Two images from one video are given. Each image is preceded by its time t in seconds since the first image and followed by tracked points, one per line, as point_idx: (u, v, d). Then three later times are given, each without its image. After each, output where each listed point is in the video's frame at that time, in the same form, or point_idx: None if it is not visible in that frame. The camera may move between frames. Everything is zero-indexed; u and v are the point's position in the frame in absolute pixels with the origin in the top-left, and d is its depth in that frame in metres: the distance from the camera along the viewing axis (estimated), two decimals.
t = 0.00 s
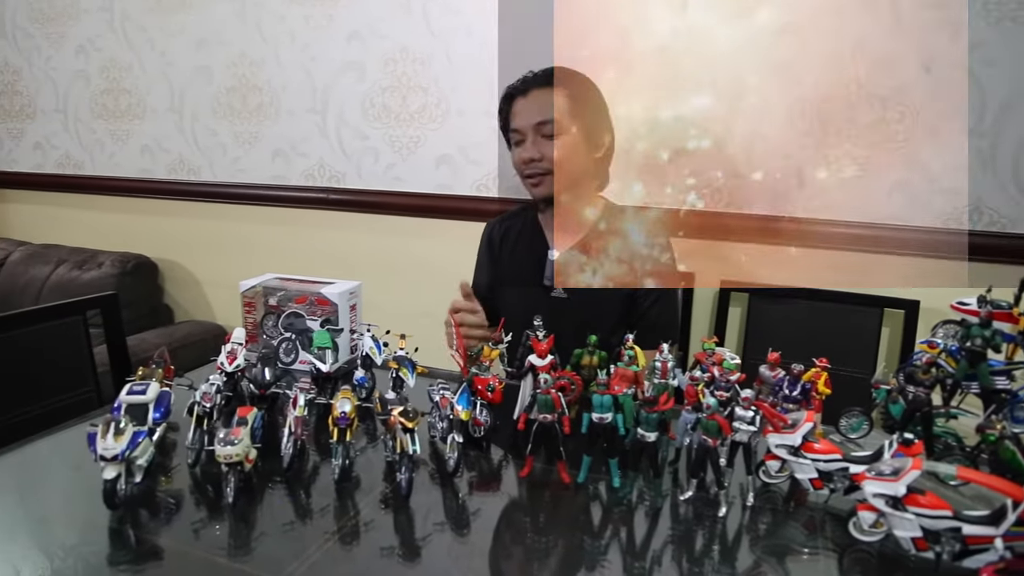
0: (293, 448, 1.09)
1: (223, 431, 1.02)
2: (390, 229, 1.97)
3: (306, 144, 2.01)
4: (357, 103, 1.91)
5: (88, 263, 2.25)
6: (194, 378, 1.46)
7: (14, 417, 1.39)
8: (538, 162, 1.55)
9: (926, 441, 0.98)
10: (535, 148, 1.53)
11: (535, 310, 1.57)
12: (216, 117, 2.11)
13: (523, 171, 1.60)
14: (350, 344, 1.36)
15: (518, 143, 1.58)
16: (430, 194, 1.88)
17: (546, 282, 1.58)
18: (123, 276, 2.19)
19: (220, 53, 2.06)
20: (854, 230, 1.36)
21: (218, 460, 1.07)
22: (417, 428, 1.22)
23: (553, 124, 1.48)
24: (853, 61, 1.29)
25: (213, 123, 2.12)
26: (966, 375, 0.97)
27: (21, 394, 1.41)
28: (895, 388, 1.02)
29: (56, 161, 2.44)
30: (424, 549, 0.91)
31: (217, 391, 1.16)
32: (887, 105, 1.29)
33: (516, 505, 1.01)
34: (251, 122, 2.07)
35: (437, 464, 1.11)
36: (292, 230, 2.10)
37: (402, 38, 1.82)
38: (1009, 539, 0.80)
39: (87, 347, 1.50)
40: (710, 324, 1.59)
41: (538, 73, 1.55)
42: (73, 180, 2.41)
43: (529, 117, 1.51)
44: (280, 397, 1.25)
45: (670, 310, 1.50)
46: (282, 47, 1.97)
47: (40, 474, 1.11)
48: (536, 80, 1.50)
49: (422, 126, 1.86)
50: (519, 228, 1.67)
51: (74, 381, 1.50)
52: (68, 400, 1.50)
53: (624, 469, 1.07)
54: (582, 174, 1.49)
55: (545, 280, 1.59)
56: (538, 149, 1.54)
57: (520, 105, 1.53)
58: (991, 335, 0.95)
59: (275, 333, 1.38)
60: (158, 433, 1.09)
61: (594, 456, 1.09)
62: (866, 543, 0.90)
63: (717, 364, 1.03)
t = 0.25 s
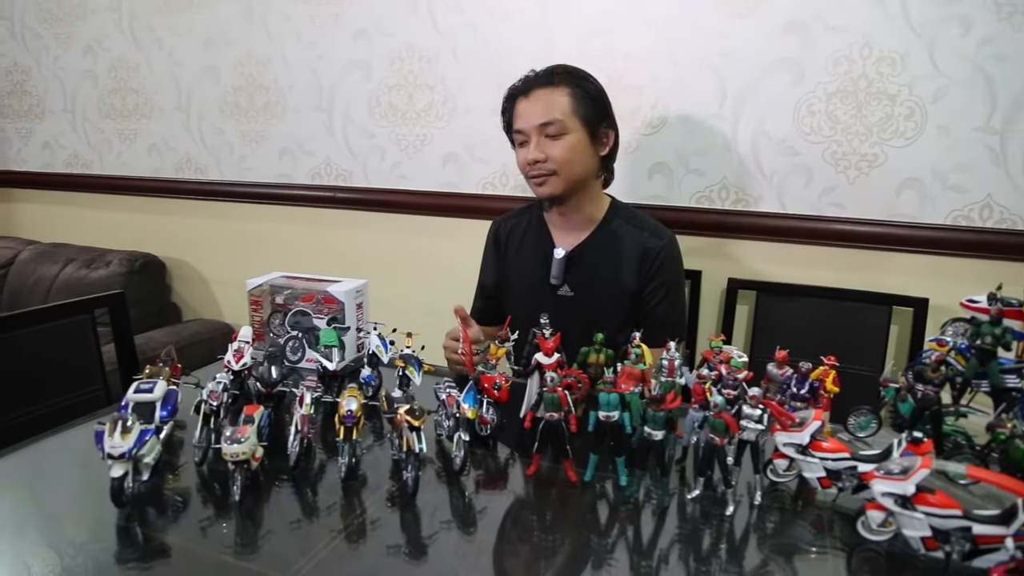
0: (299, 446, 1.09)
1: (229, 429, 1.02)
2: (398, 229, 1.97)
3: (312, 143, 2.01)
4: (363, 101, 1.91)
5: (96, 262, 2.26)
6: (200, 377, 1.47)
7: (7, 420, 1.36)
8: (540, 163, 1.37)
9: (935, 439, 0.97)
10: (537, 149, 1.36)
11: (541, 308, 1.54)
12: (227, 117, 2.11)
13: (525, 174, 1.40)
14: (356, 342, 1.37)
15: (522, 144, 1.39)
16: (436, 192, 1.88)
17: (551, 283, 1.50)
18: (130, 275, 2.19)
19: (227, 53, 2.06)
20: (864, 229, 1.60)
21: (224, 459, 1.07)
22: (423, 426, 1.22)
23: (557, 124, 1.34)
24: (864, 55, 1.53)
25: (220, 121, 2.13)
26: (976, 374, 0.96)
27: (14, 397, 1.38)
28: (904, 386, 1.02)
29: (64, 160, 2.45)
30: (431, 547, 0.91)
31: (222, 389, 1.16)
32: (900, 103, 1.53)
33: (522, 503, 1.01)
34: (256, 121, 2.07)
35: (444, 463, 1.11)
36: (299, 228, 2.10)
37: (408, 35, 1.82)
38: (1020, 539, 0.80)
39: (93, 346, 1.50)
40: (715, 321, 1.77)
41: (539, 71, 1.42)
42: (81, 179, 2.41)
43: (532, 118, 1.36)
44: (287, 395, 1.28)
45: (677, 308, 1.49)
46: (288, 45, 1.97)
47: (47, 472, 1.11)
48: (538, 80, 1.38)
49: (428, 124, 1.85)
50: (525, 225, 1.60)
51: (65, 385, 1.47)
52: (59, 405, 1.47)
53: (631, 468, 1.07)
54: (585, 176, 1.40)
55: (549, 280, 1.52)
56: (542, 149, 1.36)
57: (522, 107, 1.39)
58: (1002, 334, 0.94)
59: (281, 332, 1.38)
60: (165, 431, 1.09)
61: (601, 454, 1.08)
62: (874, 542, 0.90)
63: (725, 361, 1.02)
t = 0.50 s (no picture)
0: (305, 444, 1.09)
1: (235, 428, 1.02)
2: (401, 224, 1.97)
3: (319, 141, 2.01)
4: (370, 100, 1.91)
5: (104, 260, 2.27)
6: (206, 375, 1.47)
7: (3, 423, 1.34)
8: (544, 164, 1.36)
9: (945, 438, 0.96)
10: (541, 149, 1.35)
11: (548, 305, 1.54)
12: (232, 115, 2.11)
13: (529, 174, 1.40)
14: (362, 341, 1.37)
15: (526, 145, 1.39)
16: (443, 190, 1.88)
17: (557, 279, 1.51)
18: (138, 273, 2.20)
19: (234, 51, 2.06)
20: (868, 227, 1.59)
21: (230, 457, 1.07)
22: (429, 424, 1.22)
23: (561, 125, 1.33)
24: (871, 51, 1.52)
25: (227, 120, 2.13)
26: (986, 371, 0.95)
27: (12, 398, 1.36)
28: (912, 385, 1.00)
29: (72, 159, 2.46)
30: (438, 546, 0.91)
31: (230, 387, 1.17)
32: (907, 99, 1.52)
33: (529, 502, 1.00)
34: (262, 119, 2.08)
35: (450, 461, 1.11)
36: (306, 226, 2.11)
37: (415, 34, 1.82)
38: None
39: (100, 344, 1.50)
40: (723, 320, 1.77)
41: (543, 70, 1.41)
42: (89, 178, 2.42)
43: (535, 118, 1.35)
44: (294, 394, 1.25)
45: (684, 305, 1.48)
46: (295, 44, 1.97)
47: (54, 469, 1.11)
48: (542, 79, 1.37)
49: (435, 122, 1.85)
50: (531, 222, 1.60)
51: (67, 386, 1.46)
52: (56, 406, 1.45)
53: (637, 466, 1.06)
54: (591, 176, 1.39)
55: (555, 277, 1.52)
56: (546, 149, 1.35)
57: (525, 106, 1.38)
58: (1013, 332, 0.92)
59: (287, 330, 1.39)
60: (171, 429, 1.09)
61: (607, 453, 1.08)
62: (883, 542, 0.89)
63: (732, 360, 1.02)
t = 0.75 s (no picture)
0: (312, 443, 1.09)
1: (242, 427, 1.03)
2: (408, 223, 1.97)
3: (325, 140, 2.01)
4: (376, 98, 1.91)
5: (111, 260, 2.27)
6: (214, 373, 1.47)
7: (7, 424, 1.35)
8: (550, 163, 1.36)
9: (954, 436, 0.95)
10: (547, 148, 1.35)
11: (554, 304, 1.54)
12: (239, 114, 2.12)
13: (535, 173, 1.40)
14: (369, 339, 1.37)
15: (532, 143, 1.39)
16: (449, 188, 1.88)
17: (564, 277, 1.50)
18: (145, 272, 2.20)
19: (241, 51, 2.07)
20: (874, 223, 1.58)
21: (238, 456, 1.07)
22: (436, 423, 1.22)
23: (568, 124, 1.33)
24: (879, 47, 1.51)
25: (234, 119, 2.14)
26: (996, 368, 0.94)
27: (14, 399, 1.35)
28: (921, 382, 0.99)
29: (80, 159, 2.47)
30: (444, 544, 0.91)
31: (236, 386, 1.17)
32: (915, 94, 1.51)
33: (536, 500, 1.00)
34: (269, 118, 2.08)
35: (457, 459, 1.11)
36: (313, 225, 2.11)
37: (421, 32, 1.82)
38: None
39: (106, 344, 1.51)
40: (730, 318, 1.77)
41: (548, 68, 1.40)
42: (97, 178, 2.43)
43: (541, 116, 1.35)
44: (300, 392, 1.26)
45: (691, 302, 1.48)
46: (301, 43, 1.97)
47: (63, 468, 1.12)
48: (547, 77, 1.37)
49: (441, 121, 1.85)
50: (538, 221, 1.60)
51: (75, 385, 1.47)
52: (58, 409, 1.44)
53: (645, 465, 1.06)
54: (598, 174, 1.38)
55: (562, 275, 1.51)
56: (552, 148, 1.35)
57: (531, 104, 1.38)
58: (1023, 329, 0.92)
59: (294, 328, 1.39)
60: (179, 428, 1.09)
61: (614, 451, 1.08)
62: (892, 540, 0.89)
63: (739, 357, 1.01)
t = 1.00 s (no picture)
0: (311, 442, 1.09)
1: (240, 425, 1.03)
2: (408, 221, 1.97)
3: (326, 138, 2.01)
4: (377, 97, 1.91)
5: (111, 257, 2.27)
6: (213, 372, 1.47)
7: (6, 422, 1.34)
8: (552, 162, 1.36)
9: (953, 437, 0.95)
10: (549, 147, 1.35)
11: (554, 303, 1.54)
12: (240, 112, 2.12)
13: (537, 172, 1.40)
14: (369, 338, 1.37)
15: (533, 143, 1.38)
16: (449, 187, 1.88)
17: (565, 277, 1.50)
18: (145, 270, 2.20)
19: (241, 49, 2.07)
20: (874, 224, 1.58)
21: (236, 454, 1.07)
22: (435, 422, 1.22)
23: (570, 122, 1.33)
24: (880, 48, 1.51)
25: (234, 117, 2.13)
26: (995, 369, 0.94)
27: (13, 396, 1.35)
28: (919, 382, 0.99)
29: (80, 157, 2.47)
30: (442, 543, 0.91)
31: (235, 384, 1.17)
32: (915, 94, 1.51)
33: (534, 500, 1.00)
34: (269, 117, 2.08)
35: (455, 458, 1.11)
36: (313, 223, 2.11)
37: (422, 31, 1.82)
38: None
39: (106, 341, 1.51)
40: (731, 318, 1.76)
41: (549, 66, 1.40)
42: (98, 175, 2.43)
43: (543, 115, 1.35)
44: (300, 391, 1.26)
45: (691, 301, 1.48)
46: (302, 41, 1.97)
47: (61, 465, 1.12)
48: (549, 76, 1.37)
49: (441, 120, 1.85)
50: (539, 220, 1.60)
51: (74, 382, 1.47)
52: (55, 407, 1.44)
53: (643, 464, 1.06)
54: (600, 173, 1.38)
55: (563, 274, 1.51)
56: (554, 147, 1.35)
57: (533, 104, 1.38)
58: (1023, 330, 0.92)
59: (294, 327, 1.39)
60: (177, 426, 1.09)
61: (613, 450, 1.08)
62: (890, 541, 0.89)
63: (738, 357, 1.01)
